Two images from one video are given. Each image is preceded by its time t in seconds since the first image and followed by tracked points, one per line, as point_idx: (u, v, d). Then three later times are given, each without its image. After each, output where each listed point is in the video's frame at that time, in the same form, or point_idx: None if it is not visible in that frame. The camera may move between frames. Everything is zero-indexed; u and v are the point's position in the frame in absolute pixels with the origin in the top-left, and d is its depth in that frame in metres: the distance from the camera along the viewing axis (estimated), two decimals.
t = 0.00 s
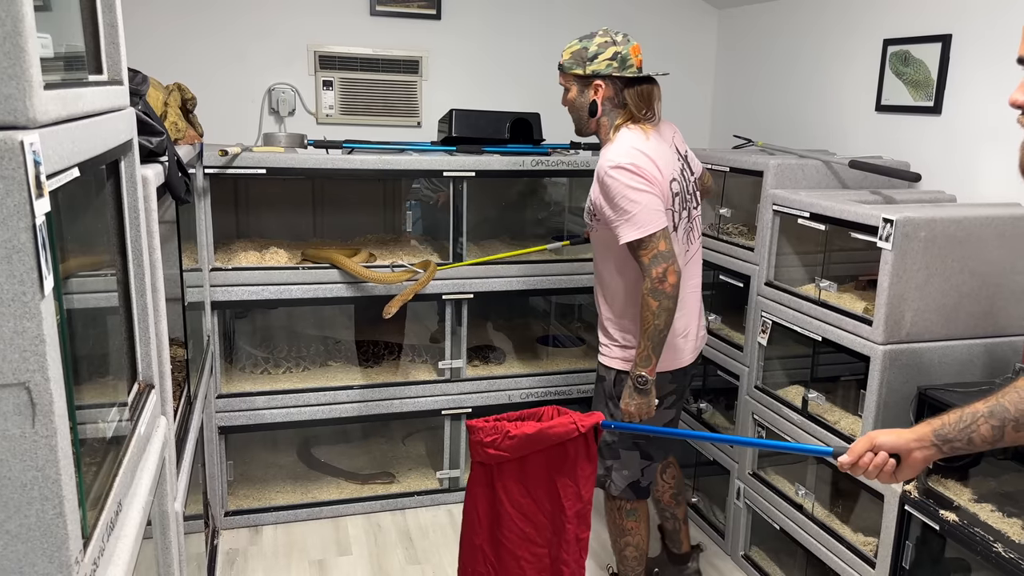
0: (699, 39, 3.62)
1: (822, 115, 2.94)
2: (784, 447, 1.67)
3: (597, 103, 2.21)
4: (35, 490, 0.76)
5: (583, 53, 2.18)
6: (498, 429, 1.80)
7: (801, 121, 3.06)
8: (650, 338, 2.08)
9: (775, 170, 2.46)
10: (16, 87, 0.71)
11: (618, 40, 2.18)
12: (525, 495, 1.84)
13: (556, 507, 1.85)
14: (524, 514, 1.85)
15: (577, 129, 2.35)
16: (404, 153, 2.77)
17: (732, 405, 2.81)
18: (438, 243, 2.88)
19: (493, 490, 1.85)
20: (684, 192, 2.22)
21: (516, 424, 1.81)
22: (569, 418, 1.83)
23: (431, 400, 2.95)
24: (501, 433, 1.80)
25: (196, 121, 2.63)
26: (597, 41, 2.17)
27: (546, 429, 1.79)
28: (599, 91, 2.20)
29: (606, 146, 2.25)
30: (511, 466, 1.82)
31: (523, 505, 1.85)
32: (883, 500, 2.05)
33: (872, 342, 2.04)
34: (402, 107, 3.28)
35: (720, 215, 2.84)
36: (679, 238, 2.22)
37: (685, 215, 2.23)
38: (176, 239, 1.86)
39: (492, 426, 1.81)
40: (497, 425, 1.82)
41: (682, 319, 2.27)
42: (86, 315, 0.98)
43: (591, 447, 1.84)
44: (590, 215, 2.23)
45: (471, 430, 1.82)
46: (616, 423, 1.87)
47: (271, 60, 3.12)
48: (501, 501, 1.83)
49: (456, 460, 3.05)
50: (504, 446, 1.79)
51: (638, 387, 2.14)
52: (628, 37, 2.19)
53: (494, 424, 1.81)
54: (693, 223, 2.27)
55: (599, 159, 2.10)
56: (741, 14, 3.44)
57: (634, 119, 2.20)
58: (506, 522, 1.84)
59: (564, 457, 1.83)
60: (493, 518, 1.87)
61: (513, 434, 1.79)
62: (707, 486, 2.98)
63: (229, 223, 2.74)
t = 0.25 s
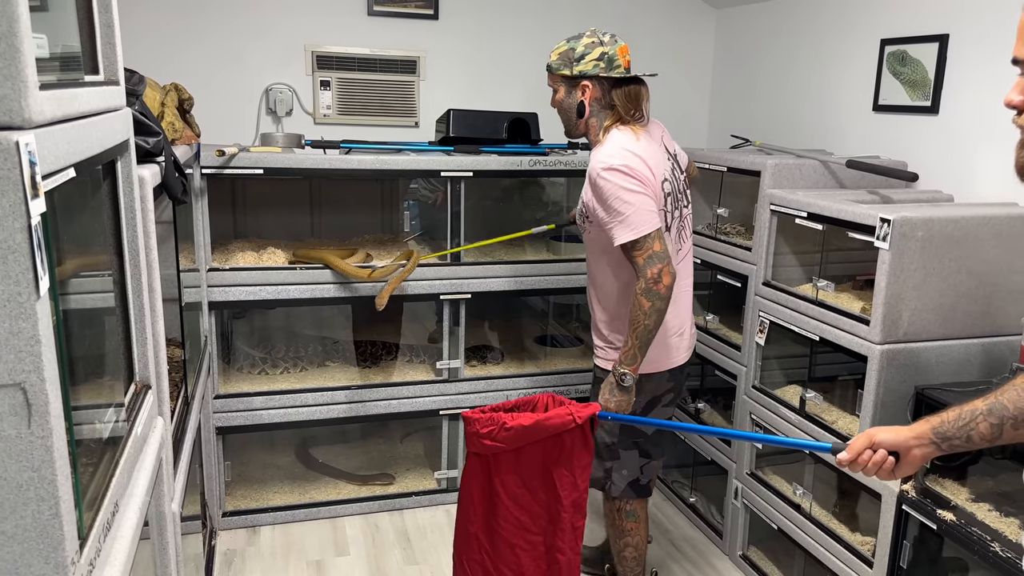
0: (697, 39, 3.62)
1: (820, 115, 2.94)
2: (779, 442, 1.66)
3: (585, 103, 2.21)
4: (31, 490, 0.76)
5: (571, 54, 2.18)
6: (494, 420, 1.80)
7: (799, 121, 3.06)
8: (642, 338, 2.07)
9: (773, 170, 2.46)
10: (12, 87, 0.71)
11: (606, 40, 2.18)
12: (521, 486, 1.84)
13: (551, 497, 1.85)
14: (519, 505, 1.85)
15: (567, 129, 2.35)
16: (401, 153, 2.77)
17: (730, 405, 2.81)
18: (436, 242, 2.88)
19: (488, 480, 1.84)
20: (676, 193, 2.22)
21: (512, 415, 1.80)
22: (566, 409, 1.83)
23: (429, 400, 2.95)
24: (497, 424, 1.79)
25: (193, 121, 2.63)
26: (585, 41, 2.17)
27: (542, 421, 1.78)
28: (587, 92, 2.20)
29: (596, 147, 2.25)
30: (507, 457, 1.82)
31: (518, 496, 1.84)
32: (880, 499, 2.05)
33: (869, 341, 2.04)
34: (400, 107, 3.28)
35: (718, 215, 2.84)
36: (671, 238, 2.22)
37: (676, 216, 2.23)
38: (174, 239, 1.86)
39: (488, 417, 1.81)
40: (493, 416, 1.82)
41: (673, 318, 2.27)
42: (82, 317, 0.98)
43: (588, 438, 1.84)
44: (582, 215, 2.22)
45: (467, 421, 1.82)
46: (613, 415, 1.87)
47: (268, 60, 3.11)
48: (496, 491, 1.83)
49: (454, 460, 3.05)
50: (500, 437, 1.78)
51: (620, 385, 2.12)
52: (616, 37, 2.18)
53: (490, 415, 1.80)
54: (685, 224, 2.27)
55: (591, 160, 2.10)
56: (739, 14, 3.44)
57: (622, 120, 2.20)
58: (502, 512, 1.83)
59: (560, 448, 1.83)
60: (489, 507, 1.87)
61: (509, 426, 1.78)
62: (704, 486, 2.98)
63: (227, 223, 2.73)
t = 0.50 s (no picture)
0: (695, 39, 3.62)
1: (818, 115, 2.94)
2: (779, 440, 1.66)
3: (583, 103, 2.21)
4: (28, 490, 0.76)
5: (569, 53, 2.18)
6: (495, 416, 1.80)
7: (797, 121, 3.07)
8: (644, 337, 2.08)
9: (771, 170, 2.47)
10: (8, 88, 0.71)
11: (604, 40, 2.17)
12: (522, 482, 1.84)
13: (553, 494, 1.85)
14: (521, 502, 1.84)
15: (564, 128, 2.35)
16: (400, 152, 2.77)
17: (728, 404, 2.82)
18: (434, 243, 2.85)
19: (490, 476, 1.84)
20: (673, 192, 2.24)
21: (513, 411, 1.80)
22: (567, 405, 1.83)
23: (428, 400, 2.95)
24: (498, 420, 1.79)
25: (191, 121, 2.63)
26: (582, 41, 2.17)
27: (543, 417, 1.79)
28: (585, 91, 2.20)
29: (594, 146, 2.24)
30: (508, 453, 1.81)
31: (520, 493, 1.84)
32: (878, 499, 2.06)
33: (868, 341, 2.04)
34: (398, 107, 3.28)
35: (717, 214, 2.84)
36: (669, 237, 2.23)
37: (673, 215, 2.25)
38: (171, 238, 1.86)
39: (489, 413, 1.81)
40: (494, 412, 1.82)
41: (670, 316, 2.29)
42: (79, 317, 0.98)
43: (589, 434, 1.84)
44: (580, 215, 2.22)
45: (468, 417, 1.82)
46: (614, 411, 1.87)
47: (266, 60, 3.11)
48: (498, 488, 1.82)
49: (452, 460, 3.05)
50: (501, 432, 1.78)
51: (626, 386, 2.12)
52: (613, 36, 2.18)
53: (491, 411, 1.80)
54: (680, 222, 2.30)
55: (592, 159, 2.10)
56: (737, 14, 3.44)
57: (621, 120, 2.20)
58: (504, 509, 1.83)
59: (562, 444, 1.83)
60: (490, 504, 1.86)
61: (510, 421, 1.78)
62: (703, 486, 2.98)
63: (225, 223, 2.73)
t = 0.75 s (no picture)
0: (694, 38, 3.63)
1: (817, 115, 2.95)
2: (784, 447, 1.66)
3: (586, 98, 2.21)
4: (24, 490, 0.75)
5: (572, 49, 2.18)
6: (500, 424, 1.79)
7: (795, 120, 3.07)
8: (651, 331, 2.11)
9: (769, 169, 2.47)
10: (5, 87, 0.71)
11: (606, 36, 2.18)
12: (528, 489, 1.83)
13: (560, 501, 1.84)
14: (527, 509, 1.84)
15: (563, 125, 2.34)
16: (399, 152, 2.77)
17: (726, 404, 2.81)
18: (433, 242, 2.88)
19: (495, 484, 1.83)
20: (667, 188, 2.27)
21: (518, 419, 1.79)
22: (573, 412, 1.82)
23: (426, 400, 2.95)
24: (503, 428, 1.78)
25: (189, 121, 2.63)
26: (586, 37, 2.17)
27: (549, 424, 1.77)
28: (588, 86, 2.20)
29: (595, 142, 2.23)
30: (513, 460, 1.81)
31: (526, 501, 1.83)
32: (876, 498, 2.06)
33: (866, 340, 2.04)
34: (397, 107, 3.27)
35: (715, 214, 2.84)
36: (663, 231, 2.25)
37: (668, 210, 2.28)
38: (169, 238, 1.85)
39: (494, 421, 1.80)
40: (499, 420, 1.81)
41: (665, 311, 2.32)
42: (77, 317, 0.97)
43: (595, 439, 1.83)
44: (577, 208, 2.21)
45: (472, 425, 1.82)
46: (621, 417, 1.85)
47: (264, 59, 3.11)
48: (504, 496, 1.82)
49: (451, 460, 3.05)
50: (506, 440, 1.77)
51: (637, 382, 2.14)
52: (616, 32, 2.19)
53: (496, 419, 1.79)
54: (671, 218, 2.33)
55: (596, 153, 2.09)
56: (735, 14, 3.44)
57: (623, 115, 2.20)
58: (509, 516, 1.82)
59: (568, 451, 1.82)
60: (495, 511, 1.86)
61: (516, 429, 1.77)
62: (702, 485, 2.98)
63: (223, 223, 2.73)
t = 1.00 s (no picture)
0: (693, 38, 3.63)
1: (816, 115, 2.95)
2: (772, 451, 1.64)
3: (583, 96, 2.21)
4: (23, 490, 0.75)
5: (569, 47, 2.18)
6: (508, 435, 1.72)
7: (794, 120, 3.07)
8: (636, 327, 2.10)
9: (768, 170, 2.47)
10: (4, 87, 0.71)
11: (604, 35, 2.18)
12: (536, 502, 1.76)
13: (569, 513, 1.76)
14: (536, 522, 1.76)
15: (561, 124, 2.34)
16: (398, 152, 2.77)
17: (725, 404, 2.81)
18: (432, 242, 2.88)
19: (503, 497, 1.76)
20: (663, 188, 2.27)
21: (527, 430, 1.72)
22: (582, 421, 1.74)
23: (425, 400, 2.95)
24: (512, 439, 1.71)
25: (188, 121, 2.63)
26: (583, 36, 2.17)
27: (558, 434, 1.70)
28: (585, 84, 2.20)
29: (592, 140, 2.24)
30: (522, 472, 1.74)
31: (535, 513, 1.76)
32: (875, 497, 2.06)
33: (864, 340, 2.04)
34: (396, 107, 3.27)
35: (714, 214, 2.84)
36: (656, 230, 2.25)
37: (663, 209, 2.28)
38: (168, 238, 1.85)
39: (502, 431, 1.73)
40: (507, 430, 1.74)
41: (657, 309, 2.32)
42: (76, 317, 0.98)
43: (605, 449, 1.75)
44: (571, 204, 2.21)
45: (479, 437, 1.75)
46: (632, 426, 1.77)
47: (264, 59, 3.11)
48: (512, 509, 1.75)
49: (450, 460, 3.05)
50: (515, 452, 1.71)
51: (620, 375, 2.15)
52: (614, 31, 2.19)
53: (504, 430, 1.72)
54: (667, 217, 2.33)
55: (590, 149, 2.09)
56: (734, 14, 3.44)
57: (620, 113, 2.20)
58: (517, 530, 1.75)
59: (578, 462, 1.74)
60: (503, 524, 1.79)
61: (525, 440, 1.70)
62: (701, 485, 2.98)
63: (222, 223, 2.73)
